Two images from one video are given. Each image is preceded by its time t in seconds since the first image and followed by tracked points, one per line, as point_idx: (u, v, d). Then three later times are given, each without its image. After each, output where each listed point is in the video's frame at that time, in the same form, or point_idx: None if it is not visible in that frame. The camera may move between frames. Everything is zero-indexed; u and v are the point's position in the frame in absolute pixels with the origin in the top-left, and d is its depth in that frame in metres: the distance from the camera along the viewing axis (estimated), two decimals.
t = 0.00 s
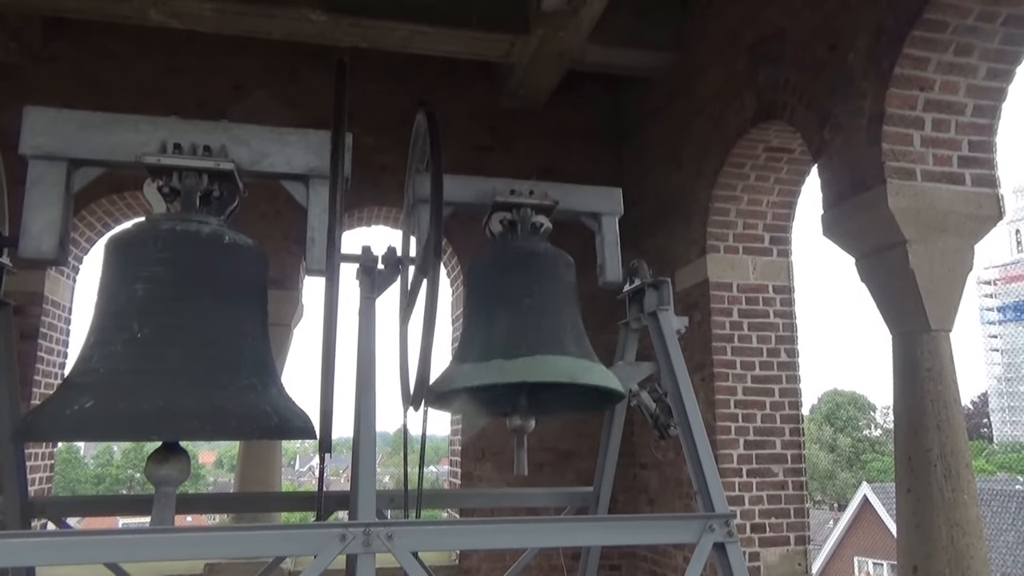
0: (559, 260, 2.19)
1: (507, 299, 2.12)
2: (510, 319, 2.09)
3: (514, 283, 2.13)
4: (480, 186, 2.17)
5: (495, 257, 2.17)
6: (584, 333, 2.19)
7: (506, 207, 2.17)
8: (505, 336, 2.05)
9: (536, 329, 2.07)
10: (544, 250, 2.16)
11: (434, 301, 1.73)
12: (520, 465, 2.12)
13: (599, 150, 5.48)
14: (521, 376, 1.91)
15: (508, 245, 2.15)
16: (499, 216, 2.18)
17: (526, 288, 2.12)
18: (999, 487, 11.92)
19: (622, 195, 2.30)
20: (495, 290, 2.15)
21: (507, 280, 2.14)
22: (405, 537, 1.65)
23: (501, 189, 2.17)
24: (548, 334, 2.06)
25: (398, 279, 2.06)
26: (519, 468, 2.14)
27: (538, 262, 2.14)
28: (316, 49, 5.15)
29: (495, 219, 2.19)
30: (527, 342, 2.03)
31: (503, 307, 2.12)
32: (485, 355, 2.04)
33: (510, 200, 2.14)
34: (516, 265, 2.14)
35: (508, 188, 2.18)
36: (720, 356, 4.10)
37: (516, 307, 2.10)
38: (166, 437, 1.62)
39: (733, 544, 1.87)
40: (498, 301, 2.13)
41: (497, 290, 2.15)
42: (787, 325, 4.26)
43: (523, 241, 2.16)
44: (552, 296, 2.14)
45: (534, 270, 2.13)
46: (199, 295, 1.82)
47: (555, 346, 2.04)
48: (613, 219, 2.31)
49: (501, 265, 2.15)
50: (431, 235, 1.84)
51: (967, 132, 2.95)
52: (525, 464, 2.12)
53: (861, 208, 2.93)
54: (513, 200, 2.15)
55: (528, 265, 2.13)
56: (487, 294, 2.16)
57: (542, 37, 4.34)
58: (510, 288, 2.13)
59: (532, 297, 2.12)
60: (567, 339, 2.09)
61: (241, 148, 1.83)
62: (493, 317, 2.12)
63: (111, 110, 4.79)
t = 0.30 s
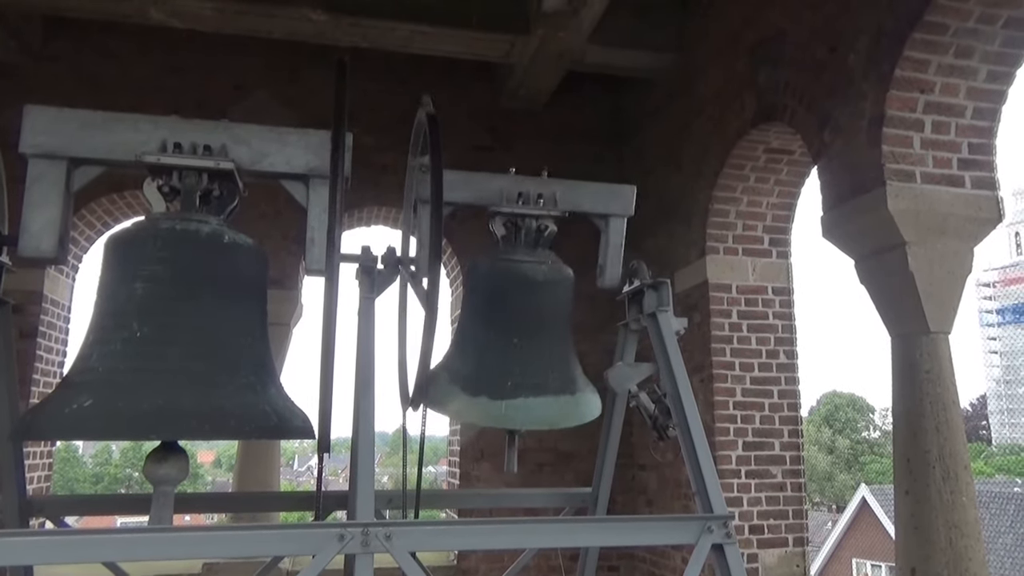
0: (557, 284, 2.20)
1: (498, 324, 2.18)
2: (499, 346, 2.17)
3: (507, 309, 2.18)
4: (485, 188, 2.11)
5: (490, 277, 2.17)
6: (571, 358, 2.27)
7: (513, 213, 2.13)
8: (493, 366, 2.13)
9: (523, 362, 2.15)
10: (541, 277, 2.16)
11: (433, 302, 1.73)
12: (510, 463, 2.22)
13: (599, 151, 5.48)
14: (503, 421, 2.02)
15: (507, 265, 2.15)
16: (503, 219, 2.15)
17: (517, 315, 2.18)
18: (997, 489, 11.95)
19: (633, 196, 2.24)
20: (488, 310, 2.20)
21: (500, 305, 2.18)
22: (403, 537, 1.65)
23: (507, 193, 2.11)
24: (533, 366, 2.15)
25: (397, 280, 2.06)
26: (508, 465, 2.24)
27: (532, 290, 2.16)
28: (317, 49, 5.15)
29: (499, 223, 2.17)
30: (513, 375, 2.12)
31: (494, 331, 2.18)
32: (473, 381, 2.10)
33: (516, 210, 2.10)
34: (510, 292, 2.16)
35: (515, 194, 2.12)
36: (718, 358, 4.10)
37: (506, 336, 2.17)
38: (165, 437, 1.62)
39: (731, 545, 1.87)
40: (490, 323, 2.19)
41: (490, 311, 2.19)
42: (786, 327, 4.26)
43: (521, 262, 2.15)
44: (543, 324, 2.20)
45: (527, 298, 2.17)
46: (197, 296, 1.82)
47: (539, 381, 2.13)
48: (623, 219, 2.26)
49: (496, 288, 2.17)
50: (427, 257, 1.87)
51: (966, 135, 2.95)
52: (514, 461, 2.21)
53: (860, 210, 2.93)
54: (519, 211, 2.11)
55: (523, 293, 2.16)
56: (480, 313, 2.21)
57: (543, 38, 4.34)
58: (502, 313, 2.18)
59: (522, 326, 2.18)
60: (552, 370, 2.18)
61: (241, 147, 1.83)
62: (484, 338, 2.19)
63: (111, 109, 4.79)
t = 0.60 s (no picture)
0: (555, 289, 2.20)
1: (495, 327, 2.19)
2: (496, 349, 2.17)
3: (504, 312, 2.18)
4: (487, 191, 2.09)
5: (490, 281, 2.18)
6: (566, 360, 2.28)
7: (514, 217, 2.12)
8: (490, 368, 2.14)
9: (520, 364, 2.16)
10: (540, 284, 2.17)
11: (433, 301, 1.73)
12: (510, 462, 2.27)
13: (599, 151, 5.48)
14: (497, 426, 2.04)
15: (506, 270, 2.16)
16: (505, 223, 2.14)
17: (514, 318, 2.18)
18: (997, 491, 11.95)
19: (636, 198, 2.23)
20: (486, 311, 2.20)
21: (499, 308, 2.18)
22: (403, 536, 1.64)
23: (509, 197, 2.10)
24: (529, 369, 2.16)
25: (397, 280, 2.06)
26: (507, 463, 2.29)
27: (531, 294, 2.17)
28: (317, 48, 5.15)
29: (499, 226, 2.16)
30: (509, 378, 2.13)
31: (491, 333, 2.18)
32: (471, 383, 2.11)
33: (517, 215, 2.09)
34: (509, 295, 2.17)
35: (517, 198, 2.10)
36: (718, 359, 4.10)
37: (503, 338, 2.18)
38: (164, 435, 1.62)
39: (730, 545, 1.87)
40: (488, 324, 2.19)
41: (488, 313, 2.19)
42: (786, 328, 4.26)
43: (519, 269, 2.16)
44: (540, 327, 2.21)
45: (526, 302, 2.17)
46: (196, 294, 1.82)
47: (535, 385, 2.14)
48: (625, 222, 2.26)
49: (495, 291, 2.17)
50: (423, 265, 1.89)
51: (966, 136, 2.95)
52: (514, 461, 2.26)
53: (861, 210, 2.92)
54: (521, 215, 2.09)
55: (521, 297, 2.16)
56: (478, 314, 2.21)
57: (543, 38, 4.34)
58: (500, 316, 2.19)
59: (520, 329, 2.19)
60: (547, 372, 2.19)
61: (241, 145, 1.83)
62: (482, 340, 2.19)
63: (111, 107, 4.78)
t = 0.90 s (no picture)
0: (558, 276, 2.20)
1: (501, 316, 2.18)
2: (503, 338, 2.17)
3: (509, 301, 2.18)
4: (483, 188, 2.12)
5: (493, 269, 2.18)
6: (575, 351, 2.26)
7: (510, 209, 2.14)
8: (497, 358, 2.13)
9: (527, 352, 2.15)
10: (542, 266, 2.17)
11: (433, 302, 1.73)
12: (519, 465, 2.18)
13: (599, 151, 5.49)
14: (510, 409, 2.01)
15: (507, 258, 2.16)
16: (502, 217, 2.15)
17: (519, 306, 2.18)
18: (996, 490, 11.96)
19: (630, 194, 2.25)
20: (490, 301, 2.20)
21: (502, 297, 2.18)
22: (402, 537, 1.64)
23: (505, 190, 2.13)
24: (537, 356, 2.15)
25: (398, 279, 2.06)
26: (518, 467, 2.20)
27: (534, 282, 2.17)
28: (317, 49, 5.15)
29: (497, 220, 2.16)
30: (518, 365, 2.11)
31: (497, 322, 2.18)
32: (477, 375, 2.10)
33: (514, 206, 2.11)
34: (512, 282, 2.17)
35: (513, 191, 2.13)
36: (718, 359, 4.10)
37: (509, 327, 2.17)
38: (165, 436, 1.62)
39: (730, 546, 1.87)
40: (493, 315, 2.20)
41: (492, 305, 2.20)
42: (786, 328, 4.26)
43: (521, 257, 2.16)
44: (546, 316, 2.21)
45: (530, 289, 2.17)
46: (197, 293, 1.82)
47: (545, 371, 2.13)
48: (620, 219, 2.27)
49: (498, 279, 2.18)
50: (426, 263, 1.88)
51: (966, 137, 2.95)
52: (524, 464, 2.18)
53: (861, 211, 2.92)
54: (517, 205, 2.11)
55: (523, 284, 2.17)
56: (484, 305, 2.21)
57: (543, 38, 4.34)
58: (504, 306, 2.19)
59: (525, 317, 2.18)
60: (556, 360, 2.17)
61: (242, 146, 1.83)
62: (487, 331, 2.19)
63: (111, 108, 4.78)
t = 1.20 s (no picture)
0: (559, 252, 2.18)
1: (506, 281, 2.09)
2: (510, 302, 2.06)
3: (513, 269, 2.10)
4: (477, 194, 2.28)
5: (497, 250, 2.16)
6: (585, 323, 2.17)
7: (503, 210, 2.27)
8: (509, 317, 2.03)
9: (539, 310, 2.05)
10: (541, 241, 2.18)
11: (433, 303, 1.74)
12: (529, 463, 2.17)
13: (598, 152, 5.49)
14: (525, 343, 1.90)
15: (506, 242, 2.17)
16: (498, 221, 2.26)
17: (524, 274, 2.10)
18: (997, 491, 11.97)
19: (615, 203, 2.40)
20: (493, 277, 2.12)
21: (507, 268, 2.12)
22: (402, 538, 1.65)
23: (498, 195, 2.28)
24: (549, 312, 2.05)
25: (398, 279, 2.06)
26: (526, 467, 2.22)
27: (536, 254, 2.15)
28: (317, 49, 5.15)
29: (493, 225, 2.27)
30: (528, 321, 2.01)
31: (502, 290, 2.09)
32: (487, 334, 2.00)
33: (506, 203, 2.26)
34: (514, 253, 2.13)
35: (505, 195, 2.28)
36: (718, 359, 4.10)
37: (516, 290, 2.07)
38: (165, 437, 1.62)
39: (730, 547, 1.87)
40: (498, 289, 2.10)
41: (494, 278, 2.11)
42: (786, 329, 4.26)
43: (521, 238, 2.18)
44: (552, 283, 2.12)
45: (534, 259, 2.13)
46: (196, 291, 1.82)
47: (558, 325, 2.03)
48: (610, 227, 2.40)
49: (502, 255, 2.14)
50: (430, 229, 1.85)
51: (966, 137, 2.96)
52: (532, 460, 2.16)
53: (861, 211, 2.92)
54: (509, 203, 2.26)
55: (526, 254, 2.13)
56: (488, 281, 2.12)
57: (543, 39, 4.34)
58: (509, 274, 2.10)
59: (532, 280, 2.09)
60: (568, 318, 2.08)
61: (241, 147, 1.83)
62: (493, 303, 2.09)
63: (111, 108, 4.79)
